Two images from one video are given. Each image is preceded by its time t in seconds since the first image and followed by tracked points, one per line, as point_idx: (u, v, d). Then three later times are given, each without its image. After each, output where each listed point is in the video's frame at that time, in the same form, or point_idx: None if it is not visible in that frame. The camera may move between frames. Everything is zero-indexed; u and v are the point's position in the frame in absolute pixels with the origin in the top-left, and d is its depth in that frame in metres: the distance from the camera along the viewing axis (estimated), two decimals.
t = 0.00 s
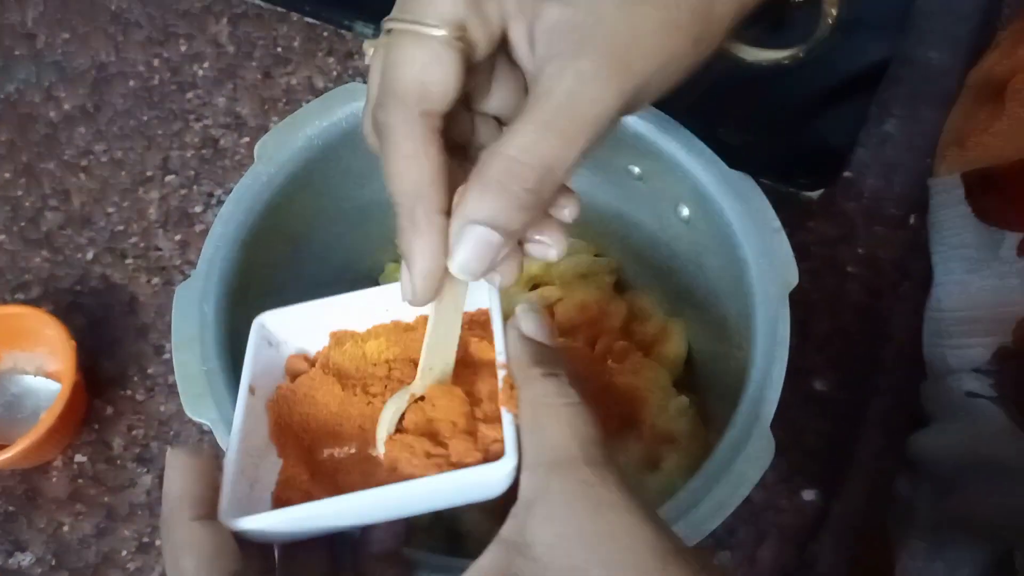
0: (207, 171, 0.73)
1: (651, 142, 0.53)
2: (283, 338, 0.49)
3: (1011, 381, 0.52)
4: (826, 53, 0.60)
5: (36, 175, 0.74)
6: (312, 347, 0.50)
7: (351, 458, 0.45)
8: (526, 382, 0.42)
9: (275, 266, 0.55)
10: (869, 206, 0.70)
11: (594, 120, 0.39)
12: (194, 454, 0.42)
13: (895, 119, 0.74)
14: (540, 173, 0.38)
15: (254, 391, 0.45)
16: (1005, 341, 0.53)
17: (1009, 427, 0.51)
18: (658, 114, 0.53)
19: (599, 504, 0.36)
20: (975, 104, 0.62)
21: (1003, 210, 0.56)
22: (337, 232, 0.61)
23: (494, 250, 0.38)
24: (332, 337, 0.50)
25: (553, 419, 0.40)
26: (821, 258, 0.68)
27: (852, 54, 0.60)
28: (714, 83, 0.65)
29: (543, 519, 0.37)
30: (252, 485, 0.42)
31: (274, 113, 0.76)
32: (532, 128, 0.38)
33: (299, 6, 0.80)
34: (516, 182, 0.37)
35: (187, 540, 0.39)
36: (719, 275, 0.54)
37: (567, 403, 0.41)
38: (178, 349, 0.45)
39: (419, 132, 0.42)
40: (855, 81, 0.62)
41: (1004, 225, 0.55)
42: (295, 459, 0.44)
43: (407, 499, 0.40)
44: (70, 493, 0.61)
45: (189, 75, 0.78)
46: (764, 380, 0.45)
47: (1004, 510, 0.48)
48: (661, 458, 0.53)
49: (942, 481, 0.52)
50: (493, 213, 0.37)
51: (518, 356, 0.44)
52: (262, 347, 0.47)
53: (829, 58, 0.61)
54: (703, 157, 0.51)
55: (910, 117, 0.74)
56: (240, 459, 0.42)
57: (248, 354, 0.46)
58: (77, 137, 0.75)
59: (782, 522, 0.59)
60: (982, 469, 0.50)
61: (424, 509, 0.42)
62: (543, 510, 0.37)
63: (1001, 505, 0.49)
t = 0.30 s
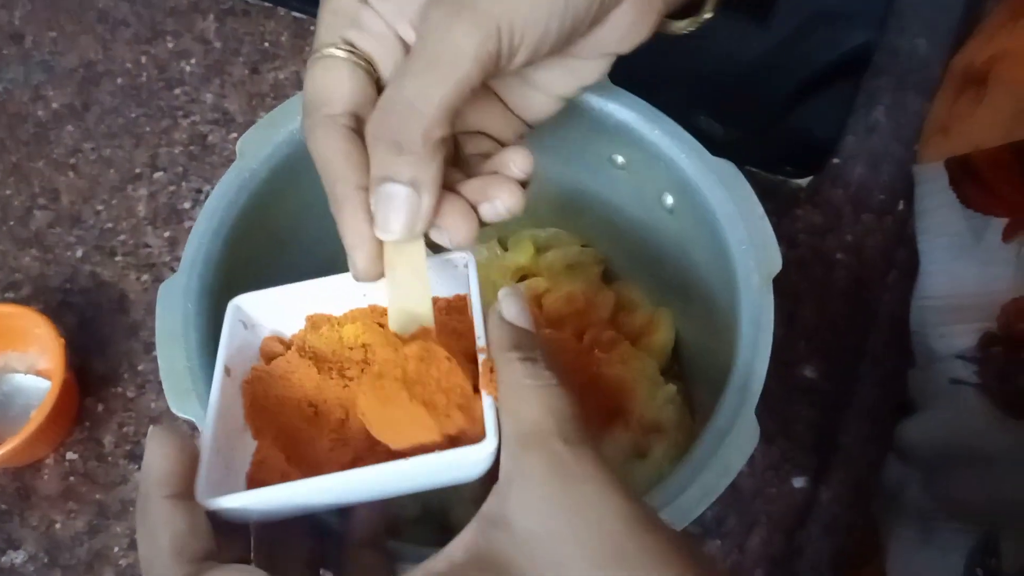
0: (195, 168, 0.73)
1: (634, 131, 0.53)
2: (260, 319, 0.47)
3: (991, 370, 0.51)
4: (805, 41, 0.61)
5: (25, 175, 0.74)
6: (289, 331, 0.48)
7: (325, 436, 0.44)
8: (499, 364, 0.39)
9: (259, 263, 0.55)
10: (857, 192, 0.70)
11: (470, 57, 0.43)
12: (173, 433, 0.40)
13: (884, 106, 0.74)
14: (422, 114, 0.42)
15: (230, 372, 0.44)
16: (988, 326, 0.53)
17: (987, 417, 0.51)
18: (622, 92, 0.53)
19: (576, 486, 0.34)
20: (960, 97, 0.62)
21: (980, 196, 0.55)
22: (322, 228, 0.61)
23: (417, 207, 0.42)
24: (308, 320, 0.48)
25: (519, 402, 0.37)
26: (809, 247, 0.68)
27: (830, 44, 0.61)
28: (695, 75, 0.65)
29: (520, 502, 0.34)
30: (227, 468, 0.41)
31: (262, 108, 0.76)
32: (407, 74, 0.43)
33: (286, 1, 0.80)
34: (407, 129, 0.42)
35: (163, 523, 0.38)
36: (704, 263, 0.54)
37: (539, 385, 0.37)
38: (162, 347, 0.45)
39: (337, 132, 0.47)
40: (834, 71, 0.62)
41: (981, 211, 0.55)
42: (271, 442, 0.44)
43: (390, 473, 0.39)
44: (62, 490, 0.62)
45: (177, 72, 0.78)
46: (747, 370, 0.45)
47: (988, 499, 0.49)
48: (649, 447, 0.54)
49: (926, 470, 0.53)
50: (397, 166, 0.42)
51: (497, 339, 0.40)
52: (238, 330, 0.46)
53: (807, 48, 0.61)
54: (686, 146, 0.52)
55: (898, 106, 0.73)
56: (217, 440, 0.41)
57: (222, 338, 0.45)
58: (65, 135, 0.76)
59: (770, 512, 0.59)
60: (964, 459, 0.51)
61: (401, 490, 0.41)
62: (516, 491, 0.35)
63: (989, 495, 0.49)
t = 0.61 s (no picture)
0: (194, 167, 0.73)
1: (634, 131, 0.53)
2: (242, 366, 0.45)
3: (984, 372, 0.50)
4: (801, 42, 0.61)
5: (22, 174, 0.73)
6: (270, 378, 0.46)
7: (312, 506, 0.43)
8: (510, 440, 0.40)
9: (257, 262, 0.55)
10: (855, 191, 0.70)
11: None
12: (163, 505, 0.38)
13: (881, 105, 0.74)
14: None
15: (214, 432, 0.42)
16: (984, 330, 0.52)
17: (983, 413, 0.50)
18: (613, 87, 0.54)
19: None
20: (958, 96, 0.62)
21: (976, 195, 0.54)
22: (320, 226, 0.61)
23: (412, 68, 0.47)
24: (292, 372, 0.46)
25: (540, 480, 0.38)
26: (808, 247, 0.68)
27: (826, 42, 0.60)
28: (694, 73, 0.65)
29: None
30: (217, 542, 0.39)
31: (261, 107, 0.76)
32: None
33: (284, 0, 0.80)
34: None
35: None
36: (703, 264, 0.54)
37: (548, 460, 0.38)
38: (161, 346, 0.45)
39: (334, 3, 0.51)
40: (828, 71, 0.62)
41: (979, 211, 0.54)
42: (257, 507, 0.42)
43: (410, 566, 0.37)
44: (61, 490, 0.61)
45: (175, 71, 0.78)
46: (749, 366, 0.45)
47: (985, 499, 0.48)
48: (650, 446, 0.54)
49: (924, 467, 0.53)
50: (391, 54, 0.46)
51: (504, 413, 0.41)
52: (221, 378, 0.44)
53: (805, 47, 0.61)
54: (686, 144, 0.52)
55: (895, 104, 0.74)
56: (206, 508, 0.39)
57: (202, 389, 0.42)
58: (63, 135, 0.75)
59: (772, 511, 0.59)
60: (957, 454, 0.51)
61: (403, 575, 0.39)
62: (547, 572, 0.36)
63: (983, 495, 0.48)
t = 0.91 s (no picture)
0: (204, 165, 0.74)
1: (643, 132, 0.54)
2: (246, 403, 0.44)
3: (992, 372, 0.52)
4: (810, 42, 0.60)
5: (33, 171, 0.74)
6: (272, 414, 0.45)
7: (322, 547, 0.43)
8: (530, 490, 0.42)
9: (270, 260, 0.56)
10: (861, 193, 0.71)
11: None
12: (181, 557, 0.38)
13: (888, 109, 0.75)
14: None
15: (222, 474, 0.41)
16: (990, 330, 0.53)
17: (991, 414, 0.51)
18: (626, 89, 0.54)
19: None
20: (963, 100, 0.64)
21: (986, 198, 0.55)
22: (332, 224, 0.61)
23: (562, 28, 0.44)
24: (297, 409, 0.45)
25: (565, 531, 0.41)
26: (814, 248, 0.68)
27: (834, 42, 0.60)
28: (700, 74, 0.66)
29: None
30: None
31: (270, 106, 0.76)
32: None
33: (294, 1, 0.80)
34: None
35: None
36: (712, 265, 0.55)
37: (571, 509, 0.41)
38: (176, 341, 0.46)
39: None
40: (841, 70, 0.61)
41: (988, 214, 0.55)
42: (268, 548, 0.42)
43: None
44: (70, 485, 0.62)
45: (185, 70, 0.79)
46: (759, 364, 0.45)
47: (989, 498, 0.48)
48: (658, 444, 0.55)
49: (932, 468, 0.53)
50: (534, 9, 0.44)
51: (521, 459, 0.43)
52: (224, 418, 0.43)
53: (814, 46, 0.60)
54: (696, 146, 0.52)
55: (902, 107, 0.75)
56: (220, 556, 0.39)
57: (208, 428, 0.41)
58: (73, 133, 0.76)
59: (779, 510, 0.60)
60: (966, 455, 0.51)
61: None
62: None
63: (986, 494, 0.49)
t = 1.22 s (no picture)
0: (203, 168, 0.74)
1: (638, 134, 0.54)
2: (290, 304, 0.49)
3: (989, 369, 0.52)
4: (811, 44, 0.60)
5: (34, 174, 0.74)
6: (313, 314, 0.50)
7: (351, 435, 0.46)
8: (558, 399, 0.43)
9: (268, 262, 0.56)
10: (856, 197, 0.71)
11: None
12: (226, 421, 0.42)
13: (884, 112, 0.75)
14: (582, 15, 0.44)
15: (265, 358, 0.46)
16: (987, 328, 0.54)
17: (990, 415, 0.51)
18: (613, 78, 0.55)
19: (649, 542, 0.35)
20: (959, 103, 0.64)
21: (981, 200, 0.56)
22: (329, 225, 0.62)
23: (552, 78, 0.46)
24: (337, 316, 0.50)
25: (583, 437, 0.40)
26: (809, 251, 0.69)
27: (835, 43, 0.60)
28: (699, 77, 0.67)
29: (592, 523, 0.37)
30: (261, 456, 0.43)
31: (269, 110, 0.77)
32: None
33: (293, 5, 0.81)
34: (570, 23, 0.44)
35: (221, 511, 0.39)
36: (707, 266, 0.55)
37: (593, 417, 0.41)
38: (176, 340, 0.46)
39: None
40: (841, 70, 0.62)
41: (984, 216, 0.55)
42: (298, 438, 0.45)
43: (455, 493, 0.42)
44: (69, 486, 0.62)
45: (185, 74, 0.79)
46: (752, 364, 0.46)
47: (988, 498, 0.49)
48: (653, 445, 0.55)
49: (931, 470, 0.53)
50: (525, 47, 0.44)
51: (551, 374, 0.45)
52: (269, 311, 0.48)
53: (815, 49, 0.61)
54: (690, 149, 0.53)
55: (897, 110, 0.75)
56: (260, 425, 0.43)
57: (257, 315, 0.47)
58: (73, 136, 0.76)
59: (772, 509, 0.60)
60: (966, 457, 0.51)
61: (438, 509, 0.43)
62: (587, 512, 0.37)
63: (983, 493, 0.49)
